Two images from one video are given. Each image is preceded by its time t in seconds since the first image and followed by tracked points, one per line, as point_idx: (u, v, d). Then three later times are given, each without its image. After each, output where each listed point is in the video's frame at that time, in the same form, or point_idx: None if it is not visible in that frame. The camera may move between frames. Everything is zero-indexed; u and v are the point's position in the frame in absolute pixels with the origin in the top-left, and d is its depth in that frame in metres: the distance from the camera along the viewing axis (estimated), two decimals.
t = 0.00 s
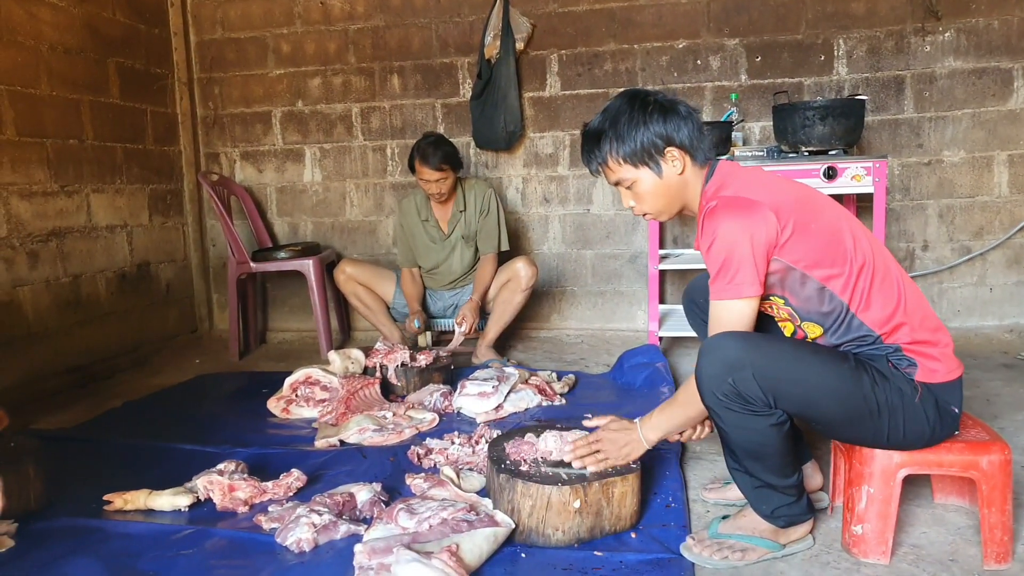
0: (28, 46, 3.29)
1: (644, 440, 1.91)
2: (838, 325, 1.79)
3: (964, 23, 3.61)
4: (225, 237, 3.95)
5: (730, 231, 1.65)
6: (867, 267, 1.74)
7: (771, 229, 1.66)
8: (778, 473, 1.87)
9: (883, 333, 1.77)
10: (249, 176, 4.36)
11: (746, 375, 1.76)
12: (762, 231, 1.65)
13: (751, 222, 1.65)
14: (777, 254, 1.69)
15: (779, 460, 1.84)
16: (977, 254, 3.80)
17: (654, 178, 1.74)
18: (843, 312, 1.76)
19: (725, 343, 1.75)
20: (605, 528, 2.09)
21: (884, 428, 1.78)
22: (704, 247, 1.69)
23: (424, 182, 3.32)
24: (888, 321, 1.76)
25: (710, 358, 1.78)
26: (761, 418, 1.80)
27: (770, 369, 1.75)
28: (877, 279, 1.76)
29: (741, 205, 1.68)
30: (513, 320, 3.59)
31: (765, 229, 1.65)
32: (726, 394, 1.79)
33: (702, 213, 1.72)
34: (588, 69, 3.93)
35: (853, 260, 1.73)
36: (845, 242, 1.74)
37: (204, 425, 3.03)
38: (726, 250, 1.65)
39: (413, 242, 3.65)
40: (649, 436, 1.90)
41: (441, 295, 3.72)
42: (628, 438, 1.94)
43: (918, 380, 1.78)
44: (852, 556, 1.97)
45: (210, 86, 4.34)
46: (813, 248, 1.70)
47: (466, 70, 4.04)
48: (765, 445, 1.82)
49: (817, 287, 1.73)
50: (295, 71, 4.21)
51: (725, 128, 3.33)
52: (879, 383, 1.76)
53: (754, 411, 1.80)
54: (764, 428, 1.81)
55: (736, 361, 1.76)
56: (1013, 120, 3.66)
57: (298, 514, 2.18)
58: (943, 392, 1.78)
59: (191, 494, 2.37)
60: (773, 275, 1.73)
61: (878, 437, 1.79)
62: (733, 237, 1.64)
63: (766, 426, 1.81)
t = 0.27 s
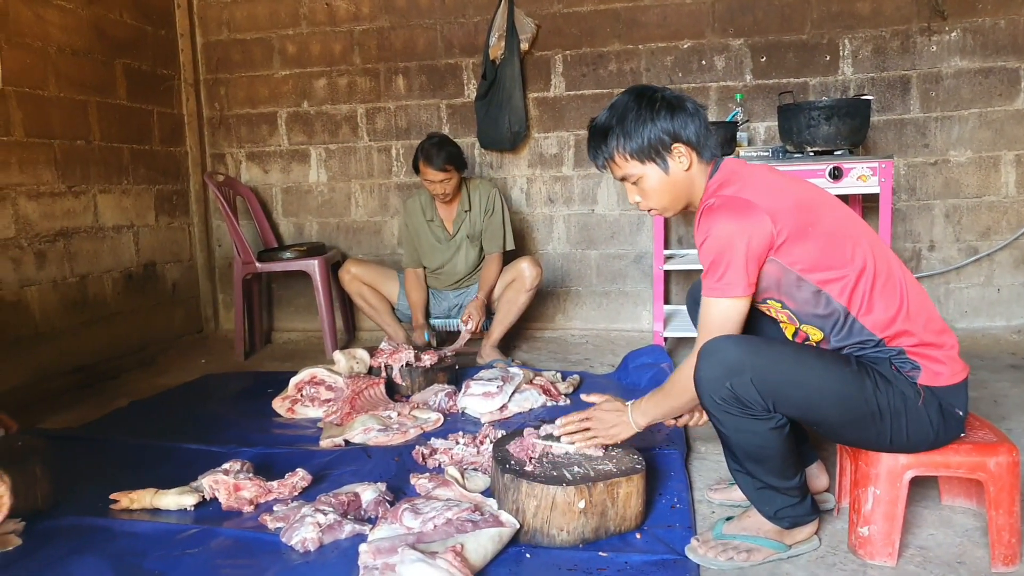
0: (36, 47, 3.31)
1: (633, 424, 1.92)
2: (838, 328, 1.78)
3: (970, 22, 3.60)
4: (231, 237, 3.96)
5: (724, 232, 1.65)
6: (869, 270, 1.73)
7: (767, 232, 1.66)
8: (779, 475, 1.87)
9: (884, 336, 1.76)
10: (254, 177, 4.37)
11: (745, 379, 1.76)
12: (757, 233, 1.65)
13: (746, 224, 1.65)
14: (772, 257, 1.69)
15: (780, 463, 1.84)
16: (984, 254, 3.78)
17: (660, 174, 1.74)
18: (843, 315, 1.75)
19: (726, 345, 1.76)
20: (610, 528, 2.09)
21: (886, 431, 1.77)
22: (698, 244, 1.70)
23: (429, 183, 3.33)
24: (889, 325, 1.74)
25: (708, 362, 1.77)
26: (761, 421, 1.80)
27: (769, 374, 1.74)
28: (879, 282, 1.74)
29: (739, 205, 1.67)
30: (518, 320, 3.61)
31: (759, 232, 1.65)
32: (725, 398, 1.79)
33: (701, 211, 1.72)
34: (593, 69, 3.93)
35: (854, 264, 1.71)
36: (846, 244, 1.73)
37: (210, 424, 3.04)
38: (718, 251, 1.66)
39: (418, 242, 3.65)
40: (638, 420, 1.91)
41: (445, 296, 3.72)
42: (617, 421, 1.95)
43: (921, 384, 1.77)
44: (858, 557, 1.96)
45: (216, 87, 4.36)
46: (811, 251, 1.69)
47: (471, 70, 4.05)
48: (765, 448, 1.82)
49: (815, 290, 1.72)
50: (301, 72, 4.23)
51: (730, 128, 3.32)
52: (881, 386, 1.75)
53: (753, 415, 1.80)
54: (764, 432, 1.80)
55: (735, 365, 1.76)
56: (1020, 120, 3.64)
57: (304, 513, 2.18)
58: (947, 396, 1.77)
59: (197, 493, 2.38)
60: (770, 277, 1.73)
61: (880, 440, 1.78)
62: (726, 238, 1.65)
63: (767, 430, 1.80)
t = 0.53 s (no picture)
0: (55, 52, 3.35)
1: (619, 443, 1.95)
2: (859, 322, 1.76)
3: (990, 18, 3.55)
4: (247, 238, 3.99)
5: (743, 225, 1.64)
6: (889, 264, 1.71)
7: (786, 224, 1.65)
8: (800, 474, 1.85)
9: (907, 331, 1.74)
10: (270, 178, 4.40)
11: (768, 376, 1.75)
12: (776, 225, 1.64)
13: (764, 216, 1.64)
14: (792, 251, 1.68)
15: (801, 461, 1.82)
16: (1005, 253, 3.73)
17: (674, 174, 1.74)
18: (864, 309, 1.73)
19: (746, 343, 1.75)
20: (625, 528, 2.09)
21: (909, 428, 1.75)
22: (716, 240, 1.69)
23: (443, 184, 3.33)
24: (911, 318, 1.72)
25: (731, 357, 1.76)
26: (783, 418, 1.79)
27: (792, 370, 1.73)
28: (900, 275, 1.72)
29: (755, 200, 1.67)
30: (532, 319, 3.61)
31: (779, 223, 1.64)
32: (748, 395, 1.78)
33: (721, 205, 1.71)
34: (607, 68, 3.92)
35: (873, 257, 1.70)
36: (865, 239, 1.72)
37: (227, 424, 3.07)
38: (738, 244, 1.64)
39: (432, 244, 3.67)
40: (625, 438, 1.92)
41: (460, 296, 3.71)
42: (601, 440, 2.00)
43: (945, 380, 1.75)
44: (877, 558, 1.95)
45: (231, 89, 4.39)
46: (830, 244, 1.68)
47: (484, 71, 4.05)
48: (787, 446, 1.81)
49: (837, 284, 1.71)
50: (316, 74, 4.24)
51: (745, 127, 3.30)
52: (905, 383, 1.73)
53: (775, 412, 1.79)
54: (786, 429, 1.79)
55: (758, 362, 1.74)
56: None
57: (321, 512, 2.20)
58: (971, 393, 1.75)
59: (215, 492, 2.40)
60: (789, 272, 1.71)
61: (903, 437, 1.77)
62: (745, 230, 1.63)
63: (789, 427, 1.79)
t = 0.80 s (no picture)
0: (71, 53, 3.37)
1: (639, 426, 1.90)
2: (867, 326, 1.75)
3: (1007, 15, 3.52)
4: (260, 238, 4.00)
5: (748, 228, 1.63)
6: (897, 267, 1.70)
7: (791, 228, 1.64)
8: (808, 475, 1.85)
9: (915, 335, 1.73)
10: (283, 179, 4.42)
11: (773, 378, 1.75)
12: (781, 229, 1.63)
13: (770, 220, 1.63)
14: (797, 255, 1.67)
15: (808, 463, 1.82)
16: (1021, 252, 3.70)
17: (686, 169, 1.73)
18: (871, 313, 1.72)
19: (752, 345, 1.75)
20: (637, 528, 2.08)
21: (918, 430, 1.74)
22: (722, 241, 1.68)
23: (455, 184, 3.34)
24: (919, 322, 1.71)
25: (735, 361, 1.77)
26: (789, 421, 1.79)
27: (797, 373, 1.73)
28: (908, 279, 1.71)
29: (762, 202, 1.66)
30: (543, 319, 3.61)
31: (784, 228, 1.63)
32: (753, 398, 1.78)
33: (728, 207, 1.70)
34: (619, 67, 3.91)
35: (881, 260, 1.69)
36: (874, 241, 1.70)
37: (241, 423, 3.09)
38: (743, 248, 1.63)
39: (444, 243, 3.68)
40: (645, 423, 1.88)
41: (471, 295, 3.72)
42: (623, 421, 1.93)
43: (954, 382, 1.73)
44: (890, 559, 1.94)
45: (245, 90, 4.41)
46: (836, 247, 1.67)
47: (496, 70, 4.05)
48: (793, 448, 1.80)
49: (843, 288, 1.70)
50: (329, 74, 4.26)
51: (758, 125, 3.29)
52: (912, 386, 1.72)
53: (781, 415, 1.79)
54: (792, 431, 1.79)
55: (763, 365, 1.75)
56: None
57: (333, 511, 2.21)
58: (981, 395, 1.73)
59: (229, 490, 2.42)
60: (795, 276, 1.71)
61: (912, 439, 1.76)
62: (750, 234, 1.63)
63: (795, 429, 1.79)
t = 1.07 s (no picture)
0: (79, 53, 3.39)
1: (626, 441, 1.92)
2: (874, 329, 1.75)
3: (1014, 16, 3.51)
4: (266, 238, 4.01)
5: (751, 234, 1.63)
6: (903, 271, 1.69)
7: (795, 233, 1.63)
8: (816, 476, 1.84)
9: (921, 338, 1.72)
10: (289, 178, 4.43)
11: (782, 377, 1.75)
12: (785, 234, 1.62)
13: (772, 226, 1.63)
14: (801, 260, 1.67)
15: (816, 463, 1.81)
16: None
17: (691, 173, 1.74)
18: (877, 317, 1.72)
19: (761, 345, 1.77)
20: (642, 529, 2.08)
21: (926, 432, 1.74)
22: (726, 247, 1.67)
23: (463, 187, 3.35)
24: (925, 326, 1.71)
25: (745, 360, 1.79)
26: (798, 420, 1.78)
27: (807, 372, 1.73)
28: (915, 283, 1.70)
29: (765, 207, 1.66)
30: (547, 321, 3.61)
31: (787, 234, 1.63)
32: (762, 397, 1.79)
33: (733, 213, 1.70)
34: (625, 68, 3.91)
35: (887, 265, 1.68)
36: (880, 245, 1.69)
37: (247, 422, 3.09)
38: (746, 255, 1.62)
39: (449, 243, 3.72)
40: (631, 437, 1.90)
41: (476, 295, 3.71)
42: (609, 439, 2.00)
43: (962, 385, 1.72)
44: (896, 561, 1.93)
45: (252, 90, 4.42)
46: (841, 252, 1.67)
47: (502, 71, 4.06)
48: (802, 448, 1.80)
49: (848, 292, 1.70)
50: (335, 74, 4.27)
51: (764, 127, 3.29)
52: (920, 387, 1.71)
53: (790, 414, 1.78)
54: (801, 431, 1.79)
55: (772, 364, 1.75)
56: None
57: (338, 510, 2.21)
58: (990, 397, 1.72)
59: (234, 490, 2.42)
60: (800, 280, 1.70)
61: (920, 441, 1.75)
62: (753, 240, 1.62)
63: (804, 429, 1.79)
